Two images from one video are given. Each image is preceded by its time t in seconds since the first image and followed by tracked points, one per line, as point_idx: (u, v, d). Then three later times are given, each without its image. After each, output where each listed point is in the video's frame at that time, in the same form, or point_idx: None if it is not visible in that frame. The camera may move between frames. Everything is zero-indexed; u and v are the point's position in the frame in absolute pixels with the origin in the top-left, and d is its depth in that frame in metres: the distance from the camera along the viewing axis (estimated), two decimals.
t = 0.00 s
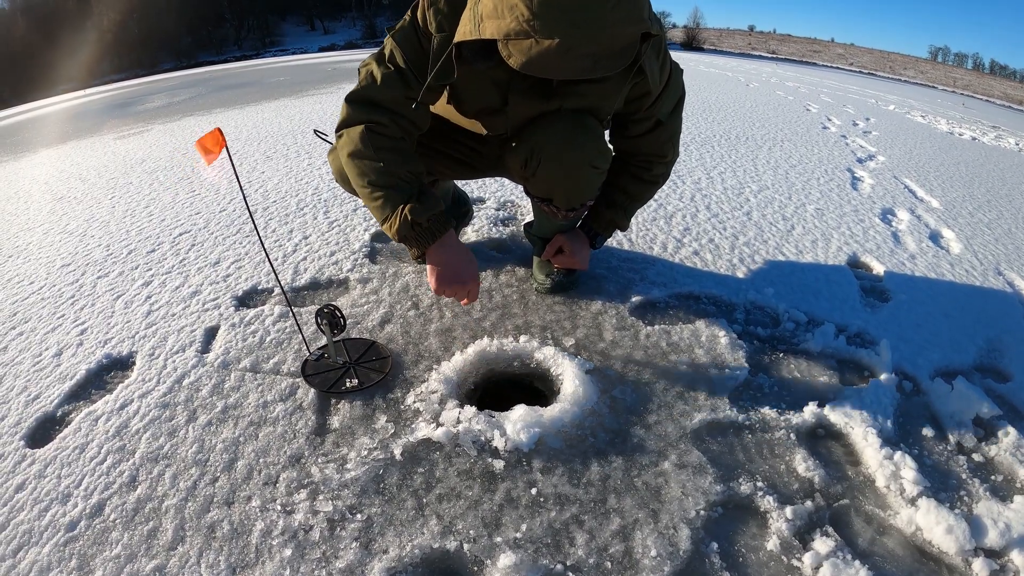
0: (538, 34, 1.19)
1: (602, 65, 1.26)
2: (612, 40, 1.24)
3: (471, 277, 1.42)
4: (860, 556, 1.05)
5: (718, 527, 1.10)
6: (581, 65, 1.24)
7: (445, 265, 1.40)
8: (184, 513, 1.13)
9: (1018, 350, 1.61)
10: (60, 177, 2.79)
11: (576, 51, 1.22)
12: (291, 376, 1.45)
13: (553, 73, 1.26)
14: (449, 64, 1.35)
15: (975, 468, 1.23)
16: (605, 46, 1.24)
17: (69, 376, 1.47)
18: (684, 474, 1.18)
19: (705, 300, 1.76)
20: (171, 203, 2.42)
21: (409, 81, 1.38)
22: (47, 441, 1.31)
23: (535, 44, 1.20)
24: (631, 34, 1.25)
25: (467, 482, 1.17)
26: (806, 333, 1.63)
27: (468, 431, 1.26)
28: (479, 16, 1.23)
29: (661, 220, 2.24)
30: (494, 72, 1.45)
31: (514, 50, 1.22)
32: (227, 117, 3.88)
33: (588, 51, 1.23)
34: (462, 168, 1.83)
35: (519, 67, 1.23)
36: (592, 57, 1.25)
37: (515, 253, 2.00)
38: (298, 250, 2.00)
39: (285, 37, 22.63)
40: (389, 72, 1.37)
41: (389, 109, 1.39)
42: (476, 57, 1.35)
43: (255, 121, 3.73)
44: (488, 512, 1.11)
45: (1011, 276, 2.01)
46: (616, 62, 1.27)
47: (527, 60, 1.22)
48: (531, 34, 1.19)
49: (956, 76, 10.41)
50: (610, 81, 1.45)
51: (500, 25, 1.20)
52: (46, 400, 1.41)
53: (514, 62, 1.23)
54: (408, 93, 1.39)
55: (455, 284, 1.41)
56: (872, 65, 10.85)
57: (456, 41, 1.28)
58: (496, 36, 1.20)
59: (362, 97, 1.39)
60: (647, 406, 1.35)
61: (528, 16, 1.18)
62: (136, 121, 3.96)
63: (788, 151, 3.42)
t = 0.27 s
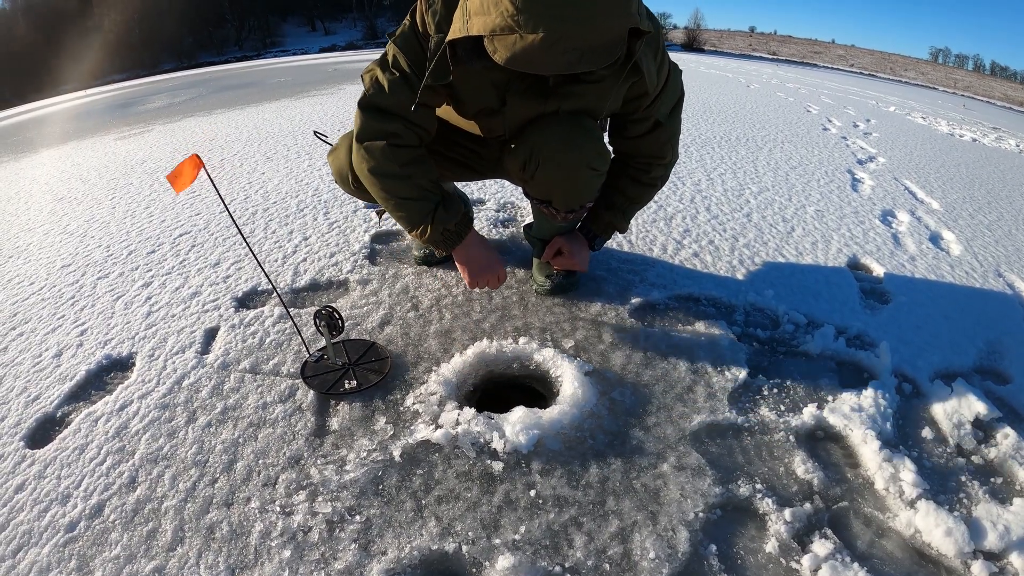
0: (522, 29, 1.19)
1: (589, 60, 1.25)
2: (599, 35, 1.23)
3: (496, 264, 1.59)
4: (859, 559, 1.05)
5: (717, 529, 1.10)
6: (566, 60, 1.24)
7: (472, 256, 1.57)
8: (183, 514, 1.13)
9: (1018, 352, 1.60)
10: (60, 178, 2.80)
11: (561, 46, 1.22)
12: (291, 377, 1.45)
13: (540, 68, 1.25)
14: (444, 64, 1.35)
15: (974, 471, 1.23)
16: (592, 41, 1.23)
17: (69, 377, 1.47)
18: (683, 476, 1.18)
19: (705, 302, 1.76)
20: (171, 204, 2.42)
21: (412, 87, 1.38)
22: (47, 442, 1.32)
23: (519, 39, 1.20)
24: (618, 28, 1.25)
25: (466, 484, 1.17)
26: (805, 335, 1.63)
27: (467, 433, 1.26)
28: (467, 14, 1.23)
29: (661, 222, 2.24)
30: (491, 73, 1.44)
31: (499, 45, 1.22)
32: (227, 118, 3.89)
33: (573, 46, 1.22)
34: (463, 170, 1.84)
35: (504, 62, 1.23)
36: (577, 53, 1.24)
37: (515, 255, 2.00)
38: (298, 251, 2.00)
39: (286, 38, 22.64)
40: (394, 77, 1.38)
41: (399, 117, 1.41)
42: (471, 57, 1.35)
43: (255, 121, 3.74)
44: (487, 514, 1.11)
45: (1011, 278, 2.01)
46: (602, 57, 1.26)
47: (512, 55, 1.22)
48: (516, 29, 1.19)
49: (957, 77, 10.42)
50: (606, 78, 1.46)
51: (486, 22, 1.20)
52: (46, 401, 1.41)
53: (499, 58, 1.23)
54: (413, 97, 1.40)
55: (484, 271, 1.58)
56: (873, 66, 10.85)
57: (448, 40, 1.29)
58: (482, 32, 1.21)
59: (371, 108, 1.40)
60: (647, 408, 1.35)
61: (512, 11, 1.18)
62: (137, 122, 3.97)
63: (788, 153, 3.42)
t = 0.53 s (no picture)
0: (499, 13, 1.19)
1: (567, 47, 1.22)
2: (578, 22, 1.21)
3: (481, 232, 1.53)
4: (858, 561, 1.05)
5: (716, 532, 1.10)
6: (543, 46, 1.20)
7: (456, 223, 1.50)
8: (182, 515, 1.14)
9: (1018, 354, 1.60)
10: (61, 179, 2.80)
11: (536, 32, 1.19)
12: (291, 379, 1.45)
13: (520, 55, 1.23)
14: (436, 53, 1.39)
15: (974, 474, 1.23)
16: (570, 28, 1.21)
17: (69, 378, 1.48)
18: (682, 479, 1.18)
19: (705, 304, 1.76)
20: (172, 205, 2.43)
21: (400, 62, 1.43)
22: (47, 442, 1.32)
23: (496, 23, 1.20)
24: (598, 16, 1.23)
25: (465, 486, 1.17)
26: (805, 337, 1.63)
27: (466, 435, 1.26)
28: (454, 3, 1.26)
29: (662, 223, 2.25)
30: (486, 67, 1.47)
31: (477, 31, 1.22)
32: (228, 119, 3.89)
33: (547, 31, 1.19)
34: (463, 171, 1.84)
35: (481, 46, 1.24)
36: (553, 40, 1.20)
37: (515, 256, 2.01)
38: (298, 253, 2.00)
39: (287, 39, 22.67)
40: (380, 58, 1.44)
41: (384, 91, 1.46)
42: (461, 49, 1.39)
43: (256, 122, 3.74)
44: (486, 516, 1.11)
45: (1011, 280, 2.01)
46: (583, 44, 1.23)
47: (489, 41, 1.22)
48: (494, 14, 1.19)
49: (958, 79, 10.42)
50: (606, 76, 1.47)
51: (467, 9, 1.22)
52: (46, 401, 1.41)
53: (478, 44, 1.24)
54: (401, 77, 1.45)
55: (469, 241, 1.51)
56: (873, 68, 10.86)
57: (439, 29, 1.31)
58: (462, 18, 1.23)
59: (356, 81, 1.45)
60: (646, 411, 1.35)
61: None
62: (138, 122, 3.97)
63: (789, 155, 3.42)
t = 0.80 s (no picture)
0: None
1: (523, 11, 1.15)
2: None
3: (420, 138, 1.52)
4: (856, 564, 1.05)
5: (714, 534, 1.10)
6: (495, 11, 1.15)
7: (391, 118, 1.51)
8: (182, 516, 1.14)
9: (1017, 357, 1.60)
10: (62, 179, 2.81)
11: None
12: (291, 380, 1.46)
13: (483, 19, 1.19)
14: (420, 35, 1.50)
15: (973, 477, 1.24)
16: None
17: (70, 378, 1.48)
18: (681, 481, 1.19)
19: (704, 306, 1.77)
20: (173, 206, 2.43)
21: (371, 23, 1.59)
22: (47, 443, 1.32)
23: None
24: None
25: (464, 487, 1.17)
26: (804, 340, 1.63)
27: (465, 437, 1.27)
28: None
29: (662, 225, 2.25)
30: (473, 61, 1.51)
31: None
32: (229, 120, 3.90)
33: None
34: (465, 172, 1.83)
35: (444, 10, 1.22)
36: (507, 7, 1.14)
37: (515, 258, 2.01)
38: (298, 254, 2.01)
39: (288, 39, 22.70)
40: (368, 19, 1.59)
41: (355, 47, 1.61)
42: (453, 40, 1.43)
43: (257, 123, 3.75)
44: (485, 518, 1.11)
45: (1012, 282, 2.01)
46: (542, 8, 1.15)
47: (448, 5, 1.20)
48: None
49: (959, 81, 10.41)
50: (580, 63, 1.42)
51: None
52: (47, 402, 1.41)
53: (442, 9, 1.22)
54: (370, 39, 1.61)
55: (401, 131, 1.49)
56: (874, 70, 10.86)
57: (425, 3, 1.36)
58: None
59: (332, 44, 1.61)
60: (645, 413, 1.36)
61: None
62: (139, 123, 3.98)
63: (789, 156, 3.42)
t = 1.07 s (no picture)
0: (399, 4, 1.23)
1: (458, 33, 1.20)
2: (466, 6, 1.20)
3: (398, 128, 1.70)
4: (855, 565, 1.06)
5: (713, 535, 1.11)
6: (432, 33, 1.20)
7: (374, 115, 1.71)
8: (184, 516, 1.15)
9: (1016, 359, 1.61)
10: (64, 179, 2.81)
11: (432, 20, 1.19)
12: (292, 381, 1.46)
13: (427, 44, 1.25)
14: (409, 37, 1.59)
15: (971, 478, 1.24)
16: (456, 14, 1.20)
17: (72, 378, 1.49)
18: (680, 482, 1.19)
19: (705, 308, 1.77)
20: (174, 206, 2.44)
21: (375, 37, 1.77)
22: (49, 442, 1.33)
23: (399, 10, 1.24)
24: None
25: (465, 488, 1.18)
26: (804, 341, 1.64)
27: (466, 438, 1.27)
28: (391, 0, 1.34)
29: (662, 227, 2.25)
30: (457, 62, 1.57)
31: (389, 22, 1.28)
32: (231, 120, 3.91)
33: (436, 18, 1.19)
34: (462, 170, 1.84)
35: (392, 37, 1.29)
36: (443, 30, 1.20)
37: (516, 259, 2.02)
38: (300, 255, 2.01)
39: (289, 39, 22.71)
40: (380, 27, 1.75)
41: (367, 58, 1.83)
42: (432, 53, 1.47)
43: (259, 124, 3.75)
44: (485, 518, 1.12)
45: (1012, 284, 2.01)
46: (475, 27, 1.21)
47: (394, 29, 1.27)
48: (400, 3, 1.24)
49: (960, 82, 10.41)
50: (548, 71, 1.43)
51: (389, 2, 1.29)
52: (49, 402, 1.42)
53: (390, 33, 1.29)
54: (374, 51, 1.79)
55: (375, 126, 1.68)
56: (876, 71, 10.86)
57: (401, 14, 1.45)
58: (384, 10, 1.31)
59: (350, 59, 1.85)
60: (645, 414, 1.36)
61: None
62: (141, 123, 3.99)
63: (790, 158, 3.42)
